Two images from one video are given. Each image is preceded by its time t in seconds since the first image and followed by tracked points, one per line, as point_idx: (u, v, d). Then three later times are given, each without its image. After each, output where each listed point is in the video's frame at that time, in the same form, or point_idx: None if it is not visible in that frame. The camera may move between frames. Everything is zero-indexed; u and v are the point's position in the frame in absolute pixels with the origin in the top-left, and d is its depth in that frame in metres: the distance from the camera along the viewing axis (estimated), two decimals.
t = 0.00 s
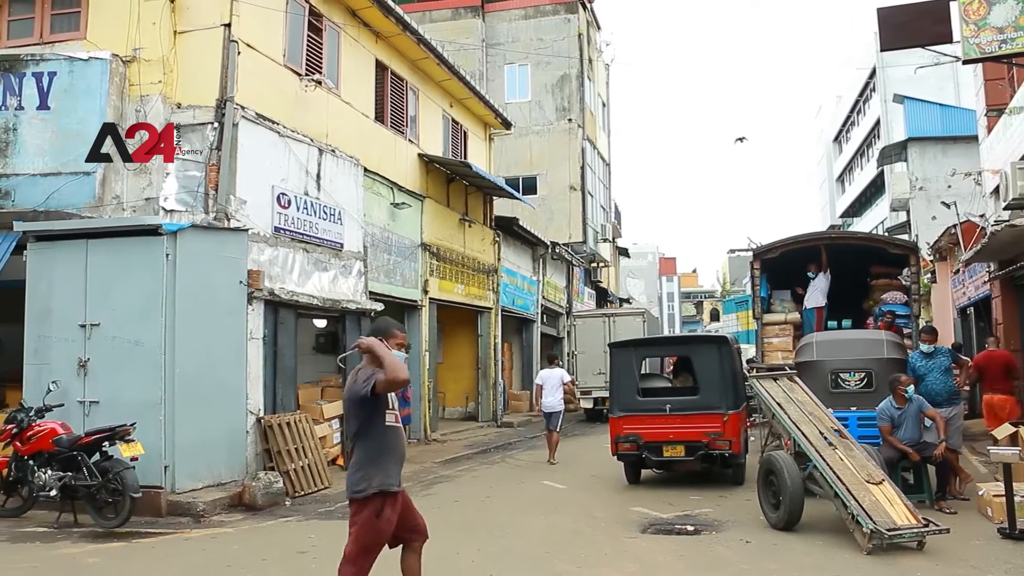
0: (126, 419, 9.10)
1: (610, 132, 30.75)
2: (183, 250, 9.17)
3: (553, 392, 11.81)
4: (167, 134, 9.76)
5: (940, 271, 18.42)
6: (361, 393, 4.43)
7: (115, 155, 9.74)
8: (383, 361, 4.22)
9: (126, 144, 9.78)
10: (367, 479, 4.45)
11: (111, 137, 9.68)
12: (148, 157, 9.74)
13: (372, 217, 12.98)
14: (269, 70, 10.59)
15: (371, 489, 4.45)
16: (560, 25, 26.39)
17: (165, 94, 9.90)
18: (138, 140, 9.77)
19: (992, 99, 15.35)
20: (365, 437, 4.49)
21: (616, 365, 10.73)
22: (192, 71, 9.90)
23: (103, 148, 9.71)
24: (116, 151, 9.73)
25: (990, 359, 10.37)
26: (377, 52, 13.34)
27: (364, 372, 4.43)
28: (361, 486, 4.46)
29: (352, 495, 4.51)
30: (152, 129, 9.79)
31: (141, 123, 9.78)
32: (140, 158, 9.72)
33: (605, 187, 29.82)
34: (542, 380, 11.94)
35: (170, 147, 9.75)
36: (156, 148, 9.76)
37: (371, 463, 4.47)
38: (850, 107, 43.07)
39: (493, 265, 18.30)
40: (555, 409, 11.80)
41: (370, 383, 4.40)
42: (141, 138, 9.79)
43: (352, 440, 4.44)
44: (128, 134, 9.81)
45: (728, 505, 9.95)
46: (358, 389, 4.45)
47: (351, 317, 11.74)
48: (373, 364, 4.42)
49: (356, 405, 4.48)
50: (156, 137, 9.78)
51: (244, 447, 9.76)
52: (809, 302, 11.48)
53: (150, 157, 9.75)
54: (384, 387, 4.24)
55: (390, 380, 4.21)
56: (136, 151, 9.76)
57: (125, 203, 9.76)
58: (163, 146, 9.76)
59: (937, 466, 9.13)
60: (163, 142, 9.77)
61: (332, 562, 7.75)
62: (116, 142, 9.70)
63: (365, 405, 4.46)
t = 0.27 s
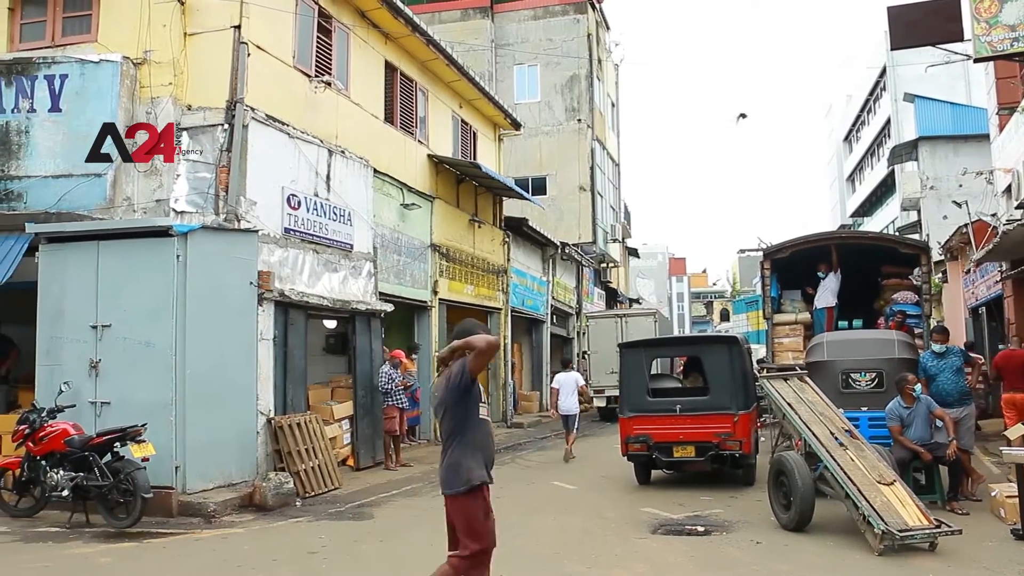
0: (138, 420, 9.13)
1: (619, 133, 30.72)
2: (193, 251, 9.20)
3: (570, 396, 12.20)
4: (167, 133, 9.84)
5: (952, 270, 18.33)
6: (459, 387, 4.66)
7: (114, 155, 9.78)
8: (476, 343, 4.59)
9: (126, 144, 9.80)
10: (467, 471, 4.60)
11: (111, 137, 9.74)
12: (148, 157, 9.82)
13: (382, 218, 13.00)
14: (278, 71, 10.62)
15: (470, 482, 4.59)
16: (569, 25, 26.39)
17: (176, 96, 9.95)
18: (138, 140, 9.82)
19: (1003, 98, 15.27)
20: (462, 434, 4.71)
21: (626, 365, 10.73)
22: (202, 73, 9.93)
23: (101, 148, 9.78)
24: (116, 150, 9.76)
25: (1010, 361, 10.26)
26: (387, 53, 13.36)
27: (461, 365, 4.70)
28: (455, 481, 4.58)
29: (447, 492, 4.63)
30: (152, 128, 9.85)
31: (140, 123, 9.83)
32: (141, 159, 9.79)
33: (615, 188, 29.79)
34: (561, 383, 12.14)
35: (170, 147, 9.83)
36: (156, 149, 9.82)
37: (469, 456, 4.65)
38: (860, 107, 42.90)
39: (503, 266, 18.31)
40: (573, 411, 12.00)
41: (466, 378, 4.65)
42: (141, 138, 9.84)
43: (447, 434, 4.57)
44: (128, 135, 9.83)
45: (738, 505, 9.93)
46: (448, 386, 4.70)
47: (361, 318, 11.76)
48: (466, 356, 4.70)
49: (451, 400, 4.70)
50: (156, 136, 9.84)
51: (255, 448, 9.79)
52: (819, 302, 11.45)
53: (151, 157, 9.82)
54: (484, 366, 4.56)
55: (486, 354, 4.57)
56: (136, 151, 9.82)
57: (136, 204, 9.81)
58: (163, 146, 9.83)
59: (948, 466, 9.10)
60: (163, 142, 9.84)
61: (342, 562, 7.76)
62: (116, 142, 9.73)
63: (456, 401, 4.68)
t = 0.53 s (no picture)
0: (149, 421, 9.17)
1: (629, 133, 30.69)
2: (204, 252, 9.22)
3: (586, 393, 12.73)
4: (167, 134, 9.87)
5: (963, 270, 18.23)
6: (540, 386, 4.63)
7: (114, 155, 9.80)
8: (556, 341, 4.54)
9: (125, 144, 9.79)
10: (544, 469, 4.64)
11: (111, 137, 9.78)
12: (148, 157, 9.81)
13: (392, 219, 13.02)
14: (288, 73, 10.64)
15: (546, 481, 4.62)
16: (579, 26, 26.39)
17: (186, 97, 9.98)
18: (138, 140, 9.79)
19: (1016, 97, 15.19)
20: (542, 432, 4.72)
21: (636, 365, 10.73)
22: (213, 75, 9.97)
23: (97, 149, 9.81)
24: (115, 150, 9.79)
25: None
26: (396, 54, 13.38)
27: (542, 362, 4.66)
28: (533, 480, 4.63)
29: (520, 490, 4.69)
30: (152, 128, 9.86)
31: (139, 123, 9.81)
32: (141, 159, 9.77)
33: (624, 188, 29.76)
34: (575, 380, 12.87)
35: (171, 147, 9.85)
36: (156, 149, 9.85)
37: (548, 455, 4.67)
38: (871, 106, 42.72)
39: (513, 266, 18.31)
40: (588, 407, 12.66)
41: (547, 374, 4.61)
42: (141, 138, 9.82)
43: (528, 434, 4.58)
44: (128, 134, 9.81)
45: (748, 507, 9.91)
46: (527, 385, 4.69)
47: (371, 319, 11.77)
48: (546, 355, 4.66)
49: (533, 399, 4.69)
50: (156, 137, 9.87)
51: (265, 448, 9.83)
52: (830, 303, 11.41)
53: (151, 157, 9.82)
54: (563, 363, 4.51)
55: (565, 353, 4.52)
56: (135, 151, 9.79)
57: (147, 206, 9.83)
58: (164, 146, 9.86)
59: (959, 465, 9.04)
60: (163, 142, 9.87)
61: (352, 563, 7.77)
62: (116, 142, 9.77)
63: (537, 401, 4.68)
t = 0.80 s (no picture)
0: (161, 421, 9.20)
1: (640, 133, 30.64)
2: (216, 253, 9.22)
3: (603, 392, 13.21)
4: (167, 134, 9.85)
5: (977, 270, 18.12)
6: (628, 387, 4.89)
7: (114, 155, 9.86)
8: (643, 341, 4.74)
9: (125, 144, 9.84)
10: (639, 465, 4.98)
11: (111, 137, 9.86)
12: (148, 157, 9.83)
13: (403, 219, 13.04)
14: (299, 73, 10.66)
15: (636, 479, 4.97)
16: (590, 26, 26.37)
17: (198, 99, 10.02)
18: (138, 140, 9.80)
19: None
20: (633, 430, 5.01)
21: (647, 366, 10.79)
22: (225, 76, 9.99)
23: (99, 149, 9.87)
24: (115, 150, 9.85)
25: None
26: (407, 55, 13.40)
27: (628, 363, 4.90)
28: (628, 476, 4.97)
29: (612, 487, 5.04)
30: (151, 128, 9.85)
31: (142, 123, 9.82)
32: (141, 159, 9.79)
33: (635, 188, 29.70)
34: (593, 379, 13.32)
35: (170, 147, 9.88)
36: (156, 149, 9.85)
37: (642, 452, 4.99)
38: (883, 105, 42.52)
39: (524, 267, 18.31)
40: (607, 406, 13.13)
41: (634, 374, 4.85)
42: (141, 138, 9.83)
43: (621, 434, 4.88)
44: (127, 134, 9.84)
45: (760, 507, 9.88)
46: (618, 388, 4.94)
47: (383, 319, 11.79)
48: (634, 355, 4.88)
49: (622, 399, 4.95)
50: (156, 136, 9.85)
51: (277, 448, 9.86)
52: (842, 303, 11.36)
53: (150, 157, 9.84)
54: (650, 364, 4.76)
55: (653, 352, 4.72)
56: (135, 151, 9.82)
57: (159, 207, 9.88)
58: (164, 146, 9.86)
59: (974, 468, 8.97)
60: (163, 142, 9.85)
61: (364, 563, 7.78)
62: (116, 142, 9.84)
63: (627, 401, 4.94)
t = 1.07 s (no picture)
0: (177, 421, 9.24)
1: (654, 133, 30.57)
2: (231, 254, 9.25)
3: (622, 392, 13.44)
4: (167, 134, 9.92)
5: (994, 270, 17.96)
6: (714, 386, 4.84)
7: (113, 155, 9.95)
8: (732, 341, 4.76)
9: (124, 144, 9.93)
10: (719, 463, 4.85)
11: (111, 137, 9.95)
12: (148, 157, 9.89)
13: (417, 220, 13.06)
14: (313, 75, 10.68)
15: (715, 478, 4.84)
16: (603, 26, 26.34)
17: (213, 101, 10.04)
18: (138, 140, 9.88)
19: None
20: (717, 429, 4.92)
21: (661, 367, 10.85)
22: (239, 77, 10.03)
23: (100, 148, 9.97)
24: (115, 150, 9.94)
25: None
26: (421, 55, 13.42)
27: (716, 363, 4.87)
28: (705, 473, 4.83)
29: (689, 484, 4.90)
30: (152, 128, 9.91)
31: (141, 123, 9.89)
32: (140, 158, 9.86)
33: (650, 188, 29.65)
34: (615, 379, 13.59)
35: (170, 147, 9.93)
36: (156, 148, 9.91)
37: (723, 451, 4.88)
38: (899, 104, 42.23)
39: (538, 267, 18.31)
40: (626, 406, 13.43)
41: (721, 375, 4.83)
42: (141, 138, 9.91)
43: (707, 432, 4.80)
44: (128, 134, 9.93)
45: (775, 508, 9.84)
46: (704, 383, 4.88)
47: (397, 319, 11.79)
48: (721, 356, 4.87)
49: (708, 398, 4.88)
50: (156, 137, 9.91)
51: (292, 448, 9.89)
52: (858, 303, 11.32)
53: (150, 157, 9.90)
54: (741, 364, 4.76)
55: (742, 353, 4.76)
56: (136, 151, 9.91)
57: (174, 208, 9.97)
58: (164, 146, 9.92)
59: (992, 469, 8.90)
60: (163, 142, 9.90)
61: (378, 563, 7.79)
62: (115, 142, 9.93)
63: (713, 399, 4.87)
